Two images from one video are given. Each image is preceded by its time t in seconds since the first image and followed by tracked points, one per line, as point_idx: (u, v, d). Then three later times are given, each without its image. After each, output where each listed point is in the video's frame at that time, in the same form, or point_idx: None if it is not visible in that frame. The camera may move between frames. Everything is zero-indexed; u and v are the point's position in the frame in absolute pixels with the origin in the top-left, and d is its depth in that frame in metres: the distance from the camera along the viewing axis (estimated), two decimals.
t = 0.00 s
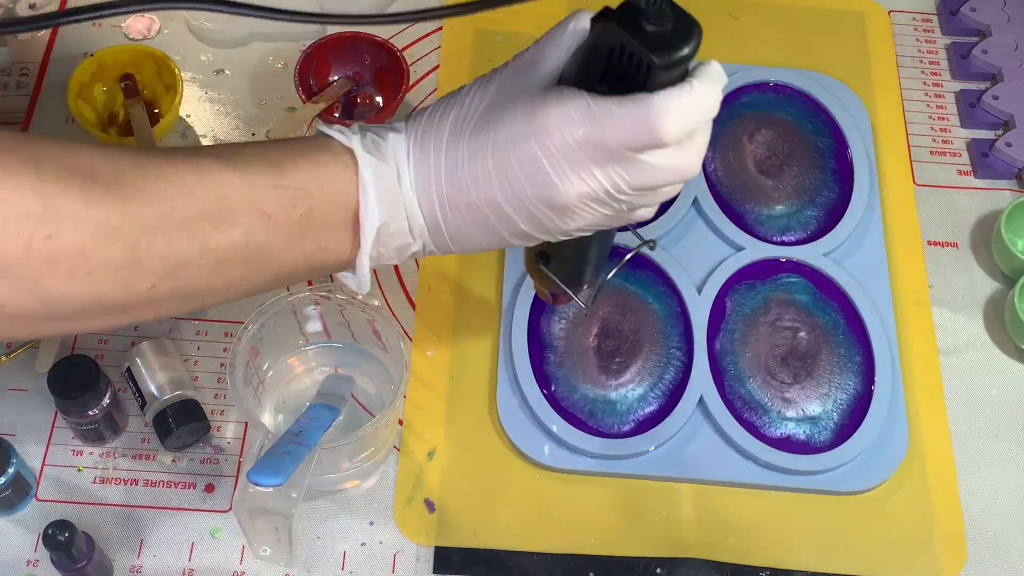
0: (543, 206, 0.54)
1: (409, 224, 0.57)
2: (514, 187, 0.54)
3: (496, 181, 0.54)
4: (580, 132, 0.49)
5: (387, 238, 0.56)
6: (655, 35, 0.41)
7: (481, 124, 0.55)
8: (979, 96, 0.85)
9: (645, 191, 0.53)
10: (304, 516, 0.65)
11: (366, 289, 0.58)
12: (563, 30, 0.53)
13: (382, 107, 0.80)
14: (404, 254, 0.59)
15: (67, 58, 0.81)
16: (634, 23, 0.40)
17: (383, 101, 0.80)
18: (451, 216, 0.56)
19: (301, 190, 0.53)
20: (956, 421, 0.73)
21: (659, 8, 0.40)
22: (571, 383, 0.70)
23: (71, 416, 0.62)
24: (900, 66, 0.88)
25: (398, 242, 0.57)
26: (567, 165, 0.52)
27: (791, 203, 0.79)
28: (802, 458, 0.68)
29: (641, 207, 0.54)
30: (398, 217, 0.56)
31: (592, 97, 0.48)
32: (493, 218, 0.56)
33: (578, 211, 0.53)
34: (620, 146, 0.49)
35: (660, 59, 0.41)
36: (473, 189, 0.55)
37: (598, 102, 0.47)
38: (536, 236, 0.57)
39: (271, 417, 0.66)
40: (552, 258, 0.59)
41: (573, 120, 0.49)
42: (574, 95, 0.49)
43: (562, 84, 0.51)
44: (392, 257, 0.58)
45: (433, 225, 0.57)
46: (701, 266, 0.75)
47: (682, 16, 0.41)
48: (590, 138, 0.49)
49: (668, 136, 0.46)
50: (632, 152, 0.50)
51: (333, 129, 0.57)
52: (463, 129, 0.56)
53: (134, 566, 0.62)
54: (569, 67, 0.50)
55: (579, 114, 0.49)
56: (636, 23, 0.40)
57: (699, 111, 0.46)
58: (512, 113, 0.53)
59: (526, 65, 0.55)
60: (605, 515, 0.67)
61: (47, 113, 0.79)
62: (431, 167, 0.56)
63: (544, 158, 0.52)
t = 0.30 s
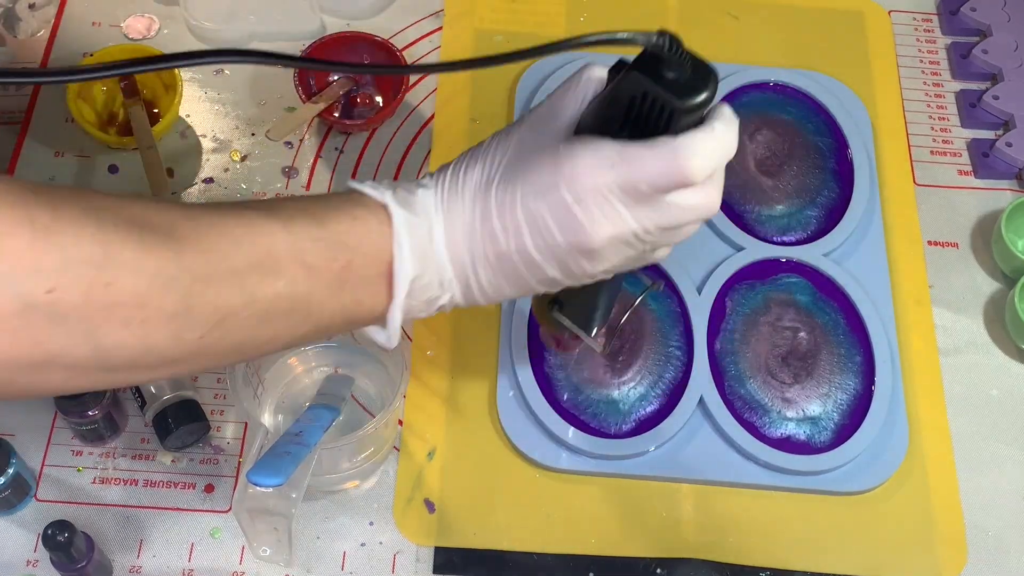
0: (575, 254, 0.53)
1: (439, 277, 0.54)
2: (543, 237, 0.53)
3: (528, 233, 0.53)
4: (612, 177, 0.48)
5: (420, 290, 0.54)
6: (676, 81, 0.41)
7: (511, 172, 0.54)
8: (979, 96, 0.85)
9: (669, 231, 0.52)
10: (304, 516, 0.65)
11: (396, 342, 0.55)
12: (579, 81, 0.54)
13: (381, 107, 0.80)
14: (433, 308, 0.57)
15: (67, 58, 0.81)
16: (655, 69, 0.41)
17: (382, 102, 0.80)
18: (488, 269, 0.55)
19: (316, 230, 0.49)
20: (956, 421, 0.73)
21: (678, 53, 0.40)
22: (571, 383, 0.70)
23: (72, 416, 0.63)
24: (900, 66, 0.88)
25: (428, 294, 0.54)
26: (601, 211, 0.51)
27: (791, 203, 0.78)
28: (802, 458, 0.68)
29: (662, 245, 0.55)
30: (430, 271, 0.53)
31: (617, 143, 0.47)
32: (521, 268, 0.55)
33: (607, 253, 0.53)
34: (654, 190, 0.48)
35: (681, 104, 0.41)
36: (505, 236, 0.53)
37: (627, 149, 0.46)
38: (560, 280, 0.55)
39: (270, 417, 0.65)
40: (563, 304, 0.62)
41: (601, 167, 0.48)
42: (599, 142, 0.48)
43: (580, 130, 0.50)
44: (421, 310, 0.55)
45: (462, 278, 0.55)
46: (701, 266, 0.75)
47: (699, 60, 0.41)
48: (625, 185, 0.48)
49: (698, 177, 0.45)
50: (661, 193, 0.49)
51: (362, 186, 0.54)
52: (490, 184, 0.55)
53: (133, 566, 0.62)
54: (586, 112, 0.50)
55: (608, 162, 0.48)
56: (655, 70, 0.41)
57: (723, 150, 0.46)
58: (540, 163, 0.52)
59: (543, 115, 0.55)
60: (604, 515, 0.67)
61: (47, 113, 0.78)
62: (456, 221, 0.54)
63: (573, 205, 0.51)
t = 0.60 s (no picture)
0: (628, 339, 0.53)
1: (479, 343, 0.54)
2: (595, 319, 0.53)
3: (579, 313, 0.53)
4: (677, 272, 0.48)
5: (457, 355, 0.53)
6: (740, 175, 0.42)
7: (563, 250, 0.54)
8: (979, 96, 0.85)
9: (730, 331, 0.51)
10: (304, 516, 0.65)
11: (427, 402, 0.53)
12: (643, 164, 0.53)
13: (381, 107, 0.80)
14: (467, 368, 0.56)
15: (67, 58, 0.81)
16: (718, 164, 0.43)
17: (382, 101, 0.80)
18: (531, 342, 0.54)
19: (354, 291, 0.48)
20: (956, 421, 0.73)
21: (743, 150, 0.42)
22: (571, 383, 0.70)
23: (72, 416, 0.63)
24: (900, 66, 0.88)
25: (466, 358, 0.54)
26: (660, 305, 0.51)
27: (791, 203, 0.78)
28: (802, 458, 0.68)
29: (720, 344, 0.54)
30: (468, 337, 0.53)
31: (682, 237, 0.47)
32: (568, 346, 0.54)
33: (662, 341, 0.53)
34: (722, 293, 0.47)
35: (745, 200, 0.42)
36: (553, 317, 0.53)
37: (693, 245, 0.46)
38: (610, 358, 0.55)
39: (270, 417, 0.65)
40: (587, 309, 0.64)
41: (668, 262, 0.48)
42: (671, 232, 0.48)
43: (649, 212, 0.50)
44: (455, 372, 0.55)
45: (505, 346, 0.54)
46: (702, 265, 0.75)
47: (771, 156, 0.41)
48: (686, 281, 0.48)
49: (770, 283, 0.44)
50: (728, 297, 0.48)
51: (405, 244, 0.53)
52: (545, 256, 0.54)
53: (133, 566, 0.62)
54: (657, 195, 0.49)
55: (671, 255, 0.47)
56: (720, 165, 0.42)
57: (798, 254, 0.44)
58: (598, 245, 0.52)
59: (610, 188, 0.54)
60: (605, 515, 0.67)
61: (47, 113, 0.78)
62: (508, 289, 0.53)
63: (630, 292, 0.51)
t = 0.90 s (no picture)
0: (633, 248, 0.55)
1: (486, 260, 0.58)
2: (598, 226, 0.55)
3: (582, 223, 0.55)
4: (675, 182, 0.49)
5: (467, 272, 0.57)
6: (737, 83, 0.40)
7: (567, 160, 0.56)
8: (979, 96, 0.85)
9: (729, 229, 0.53)
10: (304, 516, 0.65)
11: (440, 318, 0.58)
12: (643, 70, 0.53)
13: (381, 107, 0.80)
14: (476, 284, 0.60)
15: (66, 58, 0.81)
16: (712, 72, 0.41)
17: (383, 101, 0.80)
18: (532, 252, 0.57)
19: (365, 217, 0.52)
20: (956, 421, 0.73)
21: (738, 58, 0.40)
22: (571, 383, 0.70)
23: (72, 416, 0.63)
24: (900, 66, 0.88)
25: (476, 275, 0.58)
26: (661, 211, 0.52)
27: (792, 203, 0.78)
28: (802, 458, 0.68)
29: (720, 242, 0.55)
30: (476, 255, 0.57)
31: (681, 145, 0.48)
32: (571, 254, 0.57)
33: (663, 249, 0.54)
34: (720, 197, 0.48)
35: (741, 105, 0.41)
36: (554, 224, 0.56)
37: (691, 155, 0.47)
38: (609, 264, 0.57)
39: (270, 417, 0.65)
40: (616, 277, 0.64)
41: (665, 171, 0.49)
42: (665, 143, 0.49)
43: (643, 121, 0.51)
44: (467, 288, 0.59)
45: (510, 259, 0.58)
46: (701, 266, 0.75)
47: (765, 62, 0.40)
48: (686, 187, 0.49)
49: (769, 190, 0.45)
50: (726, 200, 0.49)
51: (412, 166, 0.56)
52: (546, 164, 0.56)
53: (133, 566, 0.62)
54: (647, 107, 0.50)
55: (671, 166, 0.49)
56: (715, 72, 0.41)
57: (795, 157, 0.45)
58: (602, 156, 0.53)
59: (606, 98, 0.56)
60: (605, 515, 0.67)
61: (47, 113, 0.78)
62: (513, 204, 0.57)
63: (633, 202, 0.53)
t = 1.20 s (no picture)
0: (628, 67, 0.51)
1: (469, 101, 0.51)
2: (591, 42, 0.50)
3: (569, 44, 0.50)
4: None
5: (446, 125, 0.50)
6: None
7: None
8: (979, 96, 0.85)
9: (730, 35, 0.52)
10: (304, 516, 0.65)
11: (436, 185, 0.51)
12: None
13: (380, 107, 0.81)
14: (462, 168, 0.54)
15: (67, 58, 0.81)
16: None
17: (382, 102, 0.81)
18: (522, 91, 0.51)
19: (320, 86, 0.45)
20: (956, 421, 0.73)
21: None
22: (571, 382, 0.70)
23: (71, 416, 0.62)
24: (900, 66, 0.88)
25: (459, 124, 0.51)
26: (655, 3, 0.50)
27: (791, 203, 0.78)
28: (802, 458, 0.68)
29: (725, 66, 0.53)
30: (454, 96, 0.50)
31: None
32: (563, 88, 0.52)
33: (663, 61, 0.51)
34: None
35: None
36: (540, 51, 0.50)
37: None
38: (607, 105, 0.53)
39: (270, 417, 0.65)
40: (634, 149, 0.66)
41: None
42: None
43: None
44: (454, 144, 0.52)
45: (499, 101, 0.51)
46: (700, 266, 0.75)
47: None
48: None
49: None
50: None
51: (367, 13, 0.49)
52: None
53: (133, 566, 0.62)
54: None
55: None
56: None
57: None
58: None
59: None
60: (605, 514, 0.67)
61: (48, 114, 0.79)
62: (490, 35, 0.50)
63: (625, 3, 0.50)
